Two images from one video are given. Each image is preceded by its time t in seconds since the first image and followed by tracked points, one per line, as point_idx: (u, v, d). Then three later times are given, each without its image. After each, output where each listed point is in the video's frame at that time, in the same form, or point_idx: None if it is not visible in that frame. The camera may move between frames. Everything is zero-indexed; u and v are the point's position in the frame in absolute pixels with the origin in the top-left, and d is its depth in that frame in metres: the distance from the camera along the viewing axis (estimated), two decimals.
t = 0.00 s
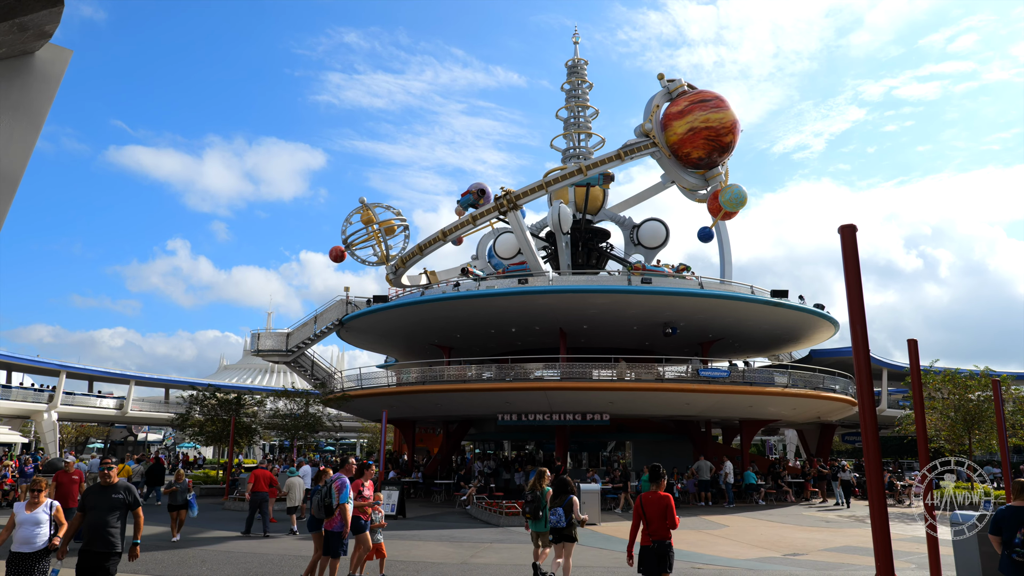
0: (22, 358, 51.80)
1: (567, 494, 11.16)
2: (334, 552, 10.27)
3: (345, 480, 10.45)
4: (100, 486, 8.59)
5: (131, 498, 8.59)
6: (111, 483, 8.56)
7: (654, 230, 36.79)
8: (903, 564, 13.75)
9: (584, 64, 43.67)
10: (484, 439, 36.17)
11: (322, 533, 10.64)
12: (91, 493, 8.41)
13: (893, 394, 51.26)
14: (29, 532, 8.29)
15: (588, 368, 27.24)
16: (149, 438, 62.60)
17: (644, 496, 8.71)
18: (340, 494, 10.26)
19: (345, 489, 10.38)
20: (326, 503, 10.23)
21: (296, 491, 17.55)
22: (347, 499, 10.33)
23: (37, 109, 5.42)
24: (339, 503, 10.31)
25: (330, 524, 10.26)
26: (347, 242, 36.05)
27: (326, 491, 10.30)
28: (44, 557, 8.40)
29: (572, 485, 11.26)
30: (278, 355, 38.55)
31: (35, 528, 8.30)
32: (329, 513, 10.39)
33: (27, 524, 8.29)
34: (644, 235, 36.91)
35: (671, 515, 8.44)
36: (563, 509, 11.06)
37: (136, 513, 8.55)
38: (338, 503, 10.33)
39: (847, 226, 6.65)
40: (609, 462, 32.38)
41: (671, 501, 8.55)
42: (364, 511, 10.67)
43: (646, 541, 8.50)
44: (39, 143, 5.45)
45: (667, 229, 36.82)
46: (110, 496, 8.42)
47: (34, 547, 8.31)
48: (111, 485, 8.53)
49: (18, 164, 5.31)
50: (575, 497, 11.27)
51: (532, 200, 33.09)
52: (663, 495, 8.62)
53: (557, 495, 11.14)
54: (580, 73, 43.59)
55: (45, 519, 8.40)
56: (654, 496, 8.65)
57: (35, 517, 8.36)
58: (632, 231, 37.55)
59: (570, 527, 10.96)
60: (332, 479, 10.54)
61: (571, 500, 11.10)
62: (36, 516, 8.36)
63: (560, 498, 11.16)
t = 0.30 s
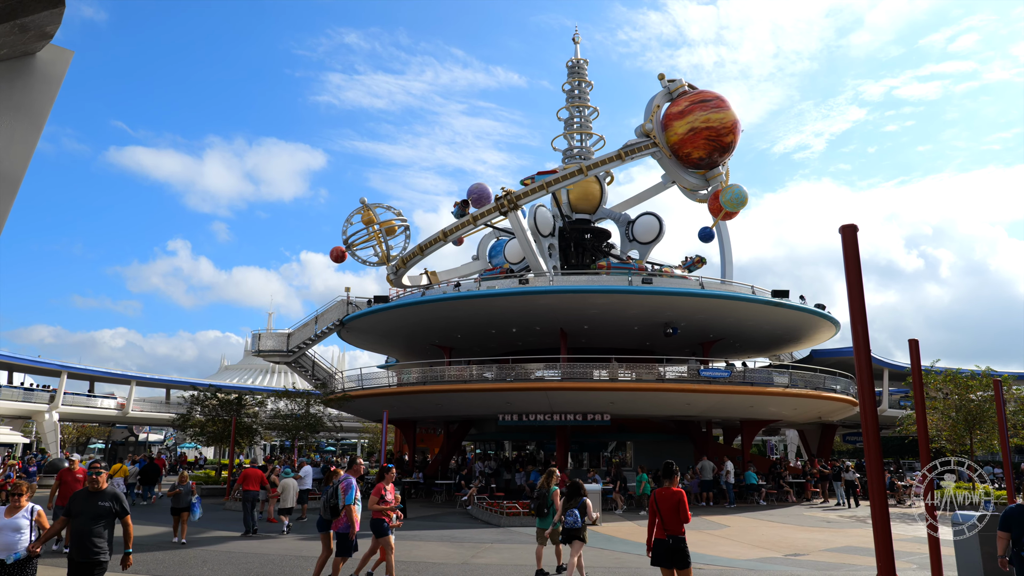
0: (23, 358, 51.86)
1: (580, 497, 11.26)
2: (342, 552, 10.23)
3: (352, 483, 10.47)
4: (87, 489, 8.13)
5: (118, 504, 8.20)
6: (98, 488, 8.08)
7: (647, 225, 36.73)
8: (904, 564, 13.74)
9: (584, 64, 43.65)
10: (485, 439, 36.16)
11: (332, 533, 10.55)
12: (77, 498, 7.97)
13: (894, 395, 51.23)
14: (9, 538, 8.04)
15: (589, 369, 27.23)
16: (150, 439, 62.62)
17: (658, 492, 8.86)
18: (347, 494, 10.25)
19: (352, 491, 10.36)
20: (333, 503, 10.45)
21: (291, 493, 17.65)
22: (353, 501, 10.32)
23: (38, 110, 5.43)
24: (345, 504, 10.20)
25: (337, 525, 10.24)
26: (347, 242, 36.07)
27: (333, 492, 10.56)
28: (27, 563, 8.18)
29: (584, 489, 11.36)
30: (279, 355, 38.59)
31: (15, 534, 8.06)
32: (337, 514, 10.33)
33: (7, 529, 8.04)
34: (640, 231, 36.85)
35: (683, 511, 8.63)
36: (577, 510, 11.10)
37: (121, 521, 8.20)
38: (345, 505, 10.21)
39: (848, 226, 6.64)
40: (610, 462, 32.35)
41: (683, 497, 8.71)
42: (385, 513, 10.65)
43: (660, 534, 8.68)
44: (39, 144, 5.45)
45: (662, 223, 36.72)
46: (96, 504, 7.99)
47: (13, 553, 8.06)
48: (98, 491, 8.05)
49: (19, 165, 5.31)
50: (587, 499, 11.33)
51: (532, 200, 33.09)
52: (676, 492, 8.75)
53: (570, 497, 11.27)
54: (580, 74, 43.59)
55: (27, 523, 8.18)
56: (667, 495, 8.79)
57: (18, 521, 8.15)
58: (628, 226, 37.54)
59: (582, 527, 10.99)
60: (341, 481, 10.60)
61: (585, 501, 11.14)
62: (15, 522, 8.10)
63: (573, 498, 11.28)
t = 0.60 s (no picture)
0: (24, 359, 51.85)
1: (589, 492, 11.66)
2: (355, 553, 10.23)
3: (364, 484, 10.54)
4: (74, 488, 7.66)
5: (104, 504, 7.60)
6: (86, 486, 7.58)
7: (634, 220, 36.09)
8: (905, 564, 13.77)
9: (584, 65, 43.69)
10: (485, 440, 36.16)
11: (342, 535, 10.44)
12: (60, 498, 7.49)
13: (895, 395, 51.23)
14: None
15: (590, 369, 27.22)
16: (151, 440, 62.60)
17: (674, 494, 8.94)
18: (358, 496, 10.29)
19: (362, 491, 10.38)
20: (344, 504, 10.47)
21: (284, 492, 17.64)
22: (364, 503, 10.35)
23: (38, 111, 5.43)
24: (356, 506, 10.26)
25: (346, 526, 10.23)
26: (348, 243, 36.11)
27: (345, 493, 10.59)
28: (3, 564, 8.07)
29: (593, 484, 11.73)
30: (280, 356, 38.64)
31: None
32: (347, 517, 10.35)
33: None
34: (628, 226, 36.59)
35: (699, 514, 8.70)
36: (586, 505, 11.57)
37: (108, 522, 7.55)
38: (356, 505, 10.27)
39: (849, 226, 6.65)
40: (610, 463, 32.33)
41: (698, 499, 8.78)
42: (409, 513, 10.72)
43: (676, 535, 8.80)
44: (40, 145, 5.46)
45: (650, 217, 35.98)
46: (78, 503, 7.48)
47: None
48: (83, 490, 7.54)
49: (19, 166, 5.32)
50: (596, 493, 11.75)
51: (532, 200, 33.10)
52: (692, 493, 8.83)
53: (579, 492, 11.66)
54: (580, 74, 43.62)
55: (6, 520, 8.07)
56: (682, 494, 8.87)
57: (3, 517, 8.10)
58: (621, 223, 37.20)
59: (591, 523, 11.56)
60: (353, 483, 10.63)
61: (593, 497, 11.56)
62: None
63: (582, 494, 11.62)
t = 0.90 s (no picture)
0: (25, 361, 51.79)
1: (601, 494, 11.77)
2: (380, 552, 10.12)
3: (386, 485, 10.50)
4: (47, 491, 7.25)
5: (80, 511, 7.21)
6: (58, 493, 7.14)
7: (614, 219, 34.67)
8: (906, 564, 13.77)
9: (585, 65, 43.66)
10: (486, 440, 36.15)
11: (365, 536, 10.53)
12: (33, 506, 7.07)
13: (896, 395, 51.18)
14: None
15: (591, 370, 27.21)
16: (151, 441, 62.54)
17: (693, 490, 9.24)
18: (379, 495, 10.22)
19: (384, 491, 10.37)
20: (366, 503, 10.70)
21: (277, 492, 17.64)
22: (386, 501, 10.28)
23: (38, 113, 5.43)
24: (378, 504, 10.16)
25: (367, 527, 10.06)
26: (349, 244, 36.13)
27: (366, 492, 10.80)
28: None
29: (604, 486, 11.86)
30: (281, 357, 38.64)
31: None
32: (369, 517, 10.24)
33: None
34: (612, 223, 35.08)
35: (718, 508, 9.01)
36: (597, 507, 11.61)
37: (85, 529, 7.19)
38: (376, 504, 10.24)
39: (851, 226, 6.66)
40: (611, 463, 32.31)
41: (717, 495, 9.09)
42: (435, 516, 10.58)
43: (697, 530, 9.05)
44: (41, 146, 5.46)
45: (628, 211, 34.24)
46: (52, 511, 7.08)
47: None
48: (56, 497, 7.13)
49: (21, 167, 5.32)
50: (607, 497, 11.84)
51: (533, 201, 33.09)
52: (710, 490, 9.15)
53: (591, 494, 11.77)
54: (581, 74, 43.59)
55: None
56: (701, 491, 9.15)
57: None
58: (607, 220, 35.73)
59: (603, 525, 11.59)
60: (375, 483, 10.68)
61: (604, 500, 11.65)
62: None
63: (593, 496, 11.73)
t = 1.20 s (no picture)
0: (26, 361, 51.79)
1: (611, 491, 11.75)
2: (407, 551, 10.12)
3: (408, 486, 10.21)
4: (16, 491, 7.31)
5: (54, 509, 7.33)
6: (31, 491, 7.28)
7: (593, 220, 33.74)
8: (907, 564, 13.76)
9: (585, 65, 43.65)
10: (487, 440, 36.17)
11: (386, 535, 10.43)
12: (5, 505, 7.10)
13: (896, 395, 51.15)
14: None
15: (591, 370, 27.19)
16: (152, 441, 62.53)
17: (707, 492, 9.27)
18: (398, 496, 9.95)
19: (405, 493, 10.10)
20: (385, 504, 10.43)
21: (271, 493, 17.66)
22: (404, 502, 10.05)
23: (39, 113, 5.44)
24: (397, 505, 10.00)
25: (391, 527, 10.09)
26: (350, 244, 36.13)
27: (386, 492, 10.55)
28: None
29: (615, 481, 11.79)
30: (282, 357, 38.64)
31: None
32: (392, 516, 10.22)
33: None
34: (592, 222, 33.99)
35: (730, 509, 9.04)
36: (609, 504, 11.62)
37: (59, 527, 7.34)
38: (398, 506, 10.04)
39: (851, 226, 6.68)
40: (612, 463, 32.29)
41: (731, 497, 9.13)
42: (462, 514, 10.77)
43: (709, 531, 9.07)
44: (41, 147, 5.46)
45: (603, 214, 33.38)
46: (27, 509, 7.15)
47: None
48: (30, 495, 7.22)
49: (21, 167, 5.33)
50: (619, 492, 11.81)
51: (533, 201, 33.08)
52: (724, 492, 9.21)
53: (601, 491, 11.77)
54: (581, 75, 43.57)
55: None
56: (715, 494, 9.20)
57: None
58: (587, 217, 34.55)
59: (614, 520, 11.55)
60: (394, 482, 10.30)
61: (614, 497, 11.66)
62: None
63: (604, 493, 11.72)
